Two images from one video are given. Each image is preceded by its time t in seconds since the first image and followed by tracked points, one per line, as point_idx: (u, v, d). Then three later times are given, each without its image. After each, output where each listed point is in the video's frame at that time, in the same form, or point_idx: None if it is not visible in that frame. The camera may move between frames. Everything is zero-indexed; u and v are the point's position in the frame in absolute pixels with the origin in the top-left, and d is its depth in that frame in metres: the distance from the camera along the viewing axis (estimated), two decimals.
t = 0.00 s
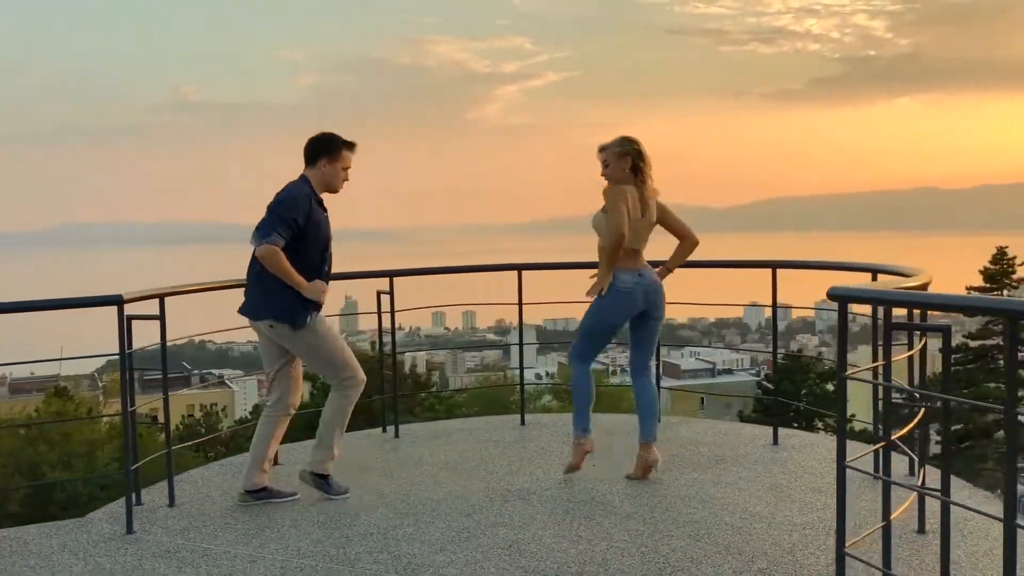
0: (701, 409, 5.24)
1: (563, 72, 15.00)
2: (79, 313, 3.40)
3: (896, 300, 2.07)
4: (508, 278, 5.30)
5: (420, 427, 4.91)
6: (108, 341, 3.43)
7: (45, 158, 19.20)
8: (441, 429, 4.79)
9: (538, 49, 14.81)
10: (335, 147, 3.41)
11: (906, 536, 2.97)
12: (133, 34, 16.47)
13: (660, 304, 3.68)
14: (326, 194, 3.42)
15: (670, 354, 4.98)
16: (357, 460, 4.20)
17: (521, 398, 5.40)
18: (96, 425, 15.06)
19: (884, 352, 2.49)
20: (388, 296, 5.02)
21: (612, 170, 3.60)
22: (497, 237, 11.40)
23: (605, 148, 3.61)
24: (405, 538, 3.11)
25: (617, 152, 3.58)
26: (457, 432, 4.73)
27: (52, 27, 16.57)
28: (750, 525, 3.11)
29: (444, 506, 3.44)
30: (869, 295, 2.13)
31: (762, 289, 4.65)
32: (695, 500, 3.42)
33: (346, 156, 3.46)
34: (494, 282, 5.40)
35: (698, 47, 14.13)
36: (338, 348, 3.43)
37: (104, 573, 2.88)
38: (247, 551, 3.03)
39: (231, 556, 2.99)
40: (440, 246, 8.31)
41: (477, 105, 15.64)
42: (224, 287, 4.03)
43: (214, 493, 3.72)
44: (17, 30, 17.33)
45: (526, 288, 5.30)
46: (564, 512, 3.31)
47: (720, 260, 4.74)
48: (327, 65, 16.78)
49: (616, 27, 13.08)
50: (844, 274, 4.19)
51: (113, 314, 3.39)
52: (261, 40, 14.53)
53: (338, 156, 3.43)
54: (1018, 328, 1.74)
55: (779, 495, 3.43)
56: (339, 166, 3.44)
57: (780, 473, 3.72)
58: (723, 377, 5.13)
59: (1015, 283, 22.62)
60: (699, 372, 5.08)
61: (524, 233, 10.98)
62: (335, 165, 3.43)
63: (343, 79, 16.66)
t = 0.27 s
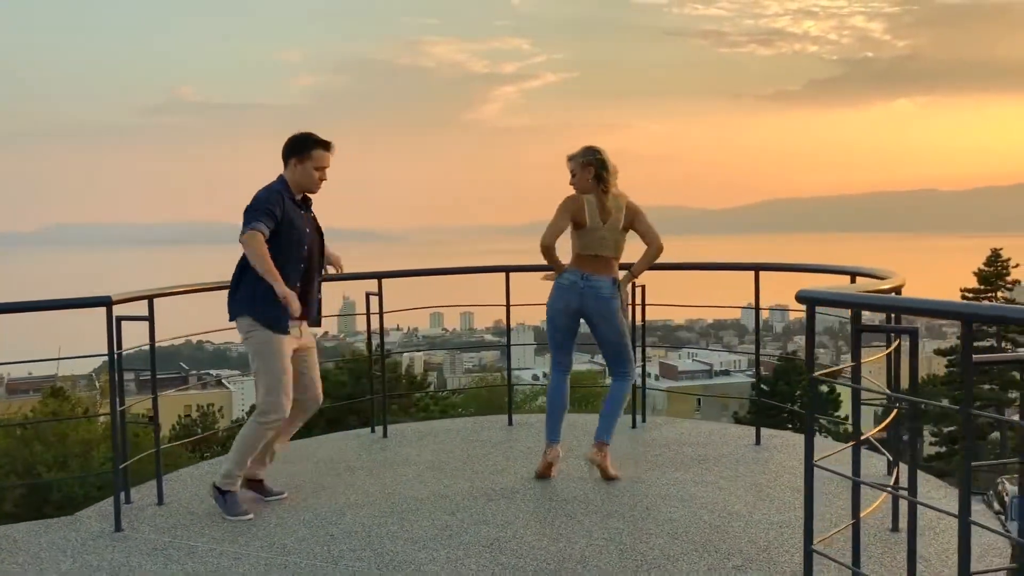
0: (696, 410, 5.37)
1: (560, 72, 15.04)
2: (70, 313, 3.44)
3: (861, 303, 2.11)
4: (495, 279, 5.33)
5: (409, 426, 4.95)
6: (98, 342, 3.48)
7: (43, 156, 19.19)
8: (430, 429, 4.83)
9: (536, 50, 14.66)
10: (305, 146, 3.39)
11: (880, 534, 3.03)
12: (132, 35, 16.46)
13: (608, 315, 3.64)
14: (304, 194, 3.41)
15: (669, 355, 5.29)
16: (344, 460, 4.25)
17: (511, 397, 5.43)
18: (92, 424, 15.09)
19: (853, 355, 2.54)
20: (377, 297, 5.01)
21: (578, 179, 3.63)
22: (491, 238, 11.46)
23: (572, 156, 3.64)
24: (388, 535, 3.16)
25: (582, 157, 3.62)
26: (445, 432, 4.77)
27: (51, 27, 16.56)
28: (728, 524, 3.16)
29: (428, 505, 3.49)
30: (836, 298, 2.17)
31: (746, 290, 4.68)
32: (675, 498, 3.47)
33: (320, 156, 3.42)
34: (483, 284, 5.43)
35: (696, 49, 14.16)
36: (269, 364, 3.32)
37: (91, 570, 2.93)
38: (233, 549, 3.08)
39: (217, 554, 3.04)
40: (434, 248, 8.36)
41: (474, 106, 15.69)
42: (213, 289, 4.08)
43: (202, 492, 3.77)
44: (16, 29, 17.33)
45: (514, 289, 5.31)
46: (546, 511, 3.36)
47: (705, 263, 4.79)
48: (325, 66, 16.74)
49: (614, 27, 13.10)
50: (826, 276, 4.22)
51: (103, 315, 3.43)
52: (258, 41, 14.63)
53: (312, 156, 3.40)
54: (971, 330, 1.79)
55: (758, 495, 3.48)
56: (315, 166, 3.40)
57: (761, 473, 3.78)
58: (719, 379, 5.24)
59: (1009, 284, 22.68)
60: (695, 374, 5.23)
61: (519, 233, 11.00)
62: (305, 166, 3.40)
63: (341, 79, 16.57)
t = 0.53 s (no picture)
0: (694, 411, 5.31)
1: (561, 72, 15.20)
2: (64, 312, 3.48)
3: (835, 304, 2.14)
4: (488, 280, 5.36)
5: (401, 425, 4.98)
6: (90, 341, 3.52)
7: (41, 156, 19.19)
8: (422, 428, 4.86)
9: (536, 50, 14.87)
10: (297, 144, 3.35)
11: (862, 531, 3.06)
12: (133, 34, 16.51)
13: (592, 314, 3.60)
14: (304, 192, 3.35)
15: (667, 355, 5.33)
16: (335, 458, 4.28)
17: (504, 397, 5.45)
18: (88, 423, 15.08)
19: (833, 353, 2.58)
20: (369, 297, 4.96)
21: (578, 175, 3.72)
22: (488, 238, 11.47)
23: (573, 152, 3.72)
24: (377, 532, 3.19)
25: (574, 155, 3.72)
26: (436, 431, 4.81)
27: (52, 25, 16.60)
28: (713, 521, 3.20)
29: (418, 503, 3.53)
30: (811, 298, 2.20)
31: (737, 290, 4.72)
32: (662, 496, 3.51)
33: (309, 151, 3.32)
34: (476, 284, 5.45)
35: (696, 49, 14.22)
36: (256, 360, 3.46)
37: (82, 566, 2.96)
38: (224, 546, 3.12)
39: (208, 551, 3.08)
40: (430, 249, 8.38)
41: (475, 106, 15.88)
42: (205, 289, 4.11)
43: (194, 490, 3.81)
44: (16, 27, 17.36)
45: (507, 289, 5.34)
46: (534, 508, 3.40)
47: (695, 263, 4.82)
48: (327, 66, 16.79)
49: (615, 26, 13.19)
50: (814, 277, 4.26)
51: (97, 314, 3.47)
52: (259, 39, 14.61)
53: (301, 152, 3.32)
54: (940, 329, 1.83)
55: (744, 492, 3.52)
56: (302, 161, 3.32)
57: (747, 471, 3.82)
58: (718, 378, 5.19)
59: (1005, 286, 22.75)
60: (694, 374, 5.20)
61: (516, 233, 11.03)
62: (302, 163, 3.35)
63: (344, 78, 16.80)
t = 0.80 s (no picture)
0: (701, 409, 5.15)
1: (562, 71, 15.06)
2: (55, 310, 3.50)
3: (815, 301, 2.16)
4: (482, 278, 5.40)
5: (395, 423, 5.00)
6: (83, 340, 3.54)
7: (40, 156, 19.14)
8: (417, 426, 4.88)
9: (537, 48, 14.67)
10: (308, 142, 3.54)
11: (851, 528, 3.07)
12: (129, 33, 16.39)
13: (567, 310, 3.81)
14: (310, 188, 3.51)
15: (668, 354, 5.19)
16: (328, 455, 4.30)
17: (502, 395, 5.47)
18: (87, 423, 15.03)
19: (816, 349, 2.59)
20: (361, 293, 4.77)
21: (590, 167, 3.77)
22: (487, 237, 11.46)
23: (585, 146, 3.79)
24: (368, 529, 3.21)
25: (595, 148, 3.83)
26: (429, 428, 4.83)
27: (51, 24, 16.56)
28: (701, 517, 3.21)
29: (409, 499, 3.55)
30: (792, 295, 2.22)
31: (727, 288, 4.77)
32: (652, 493, 3.52)
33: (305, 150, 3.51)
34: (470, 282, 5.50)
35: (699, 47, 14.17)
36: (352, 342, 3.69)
37: (73, 562, 2.98)
38: (215, 542, 3.14)
39: (199, 547, 3.09)
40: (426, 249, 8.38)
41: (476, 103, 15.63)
42: (197, 287, 4.14)
43: (187, 487, 3.83)
44: (16, 27, 17.32)
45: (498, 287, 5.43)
46: (523, 505, 3.42)
47: (688, 261, 4.85)
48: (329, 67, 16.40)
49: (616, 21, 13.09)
50: (804, 275, 4.29)
51: (87, 311, 3.50)
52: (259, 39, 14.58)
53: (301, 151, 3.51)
54: (919, 325, 1.85)
55: (733, 489, 3.54)
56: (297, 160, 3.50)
57: (738, 468, 3.83)
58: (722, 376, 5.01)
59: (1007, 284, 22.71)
60: (698, 372, 5.03)
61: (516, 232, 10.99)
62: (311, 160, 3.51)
63: (348, 78, 16.22)
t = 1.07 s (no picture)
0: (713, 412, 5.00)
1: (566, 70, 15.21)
2: (46, 308, 3.52)
3: (794, 300, 2.16)
4: (476, 276, 5.41)
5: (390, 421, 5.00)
6: (74, 338, 3.56)
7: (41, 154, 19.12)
8: (411, 424, 4.88)
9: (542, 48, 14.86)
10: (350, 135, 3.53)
11: (838, 527, 3.07)
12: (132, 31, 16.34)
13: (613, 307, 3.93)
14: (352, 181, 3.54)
15: (673, 352, 4.98)
16: (321, 454, 4.30)
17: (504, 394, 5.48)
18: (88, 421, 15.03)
19: (800, 348, 2.59)
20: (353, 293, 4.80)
21: (601, 163, 3.74)
22: (488, 236, 11.45)
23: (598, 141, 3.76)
24: (355, 527, 3.22)
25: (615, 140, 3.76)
26: (422, 426, 4.84)
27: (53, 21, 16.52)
28: (688, 516, 3.21)
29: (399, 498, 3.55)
30: (772, 295, 2.22)
31: (719, 286, 4.79)
32: (641, 491, 3.52)
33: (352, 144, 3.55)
34: (464, 280, 5.52)
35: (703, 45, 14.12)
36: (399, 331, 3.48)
37: (61, 560, 2.99)
38: (204, 540, 3.14)
39: (187, 545, 3.10)
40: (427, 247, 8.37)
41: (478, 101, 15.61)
42: (189, 285, 4.16)
43: (178, 485, 3.84)
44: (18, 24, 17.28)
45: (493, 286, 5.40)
46: (513, 504, 3.42)
47: (680, 260, 4.85)
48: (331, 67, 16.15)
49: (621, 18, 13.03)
50: (795, 273, 4.29)
51: (77, 310, 3.51)
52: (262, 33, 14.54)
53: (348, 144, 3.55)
54: (896, 324, 1.84)
55: (723, 487, 3.53)
56: (348, 152, 3.56)
57: (728, 467, 3.83)
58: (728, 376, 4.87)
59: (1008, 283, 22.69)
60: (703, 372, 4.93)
61: (516, 231, 10.96)
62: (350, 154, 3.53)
63: (351, 77, 16.19)
